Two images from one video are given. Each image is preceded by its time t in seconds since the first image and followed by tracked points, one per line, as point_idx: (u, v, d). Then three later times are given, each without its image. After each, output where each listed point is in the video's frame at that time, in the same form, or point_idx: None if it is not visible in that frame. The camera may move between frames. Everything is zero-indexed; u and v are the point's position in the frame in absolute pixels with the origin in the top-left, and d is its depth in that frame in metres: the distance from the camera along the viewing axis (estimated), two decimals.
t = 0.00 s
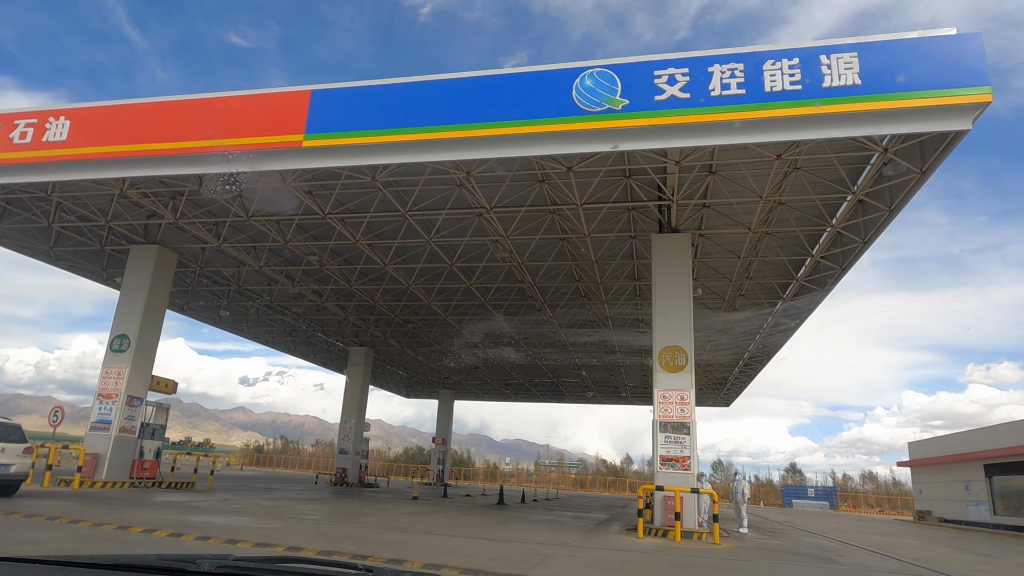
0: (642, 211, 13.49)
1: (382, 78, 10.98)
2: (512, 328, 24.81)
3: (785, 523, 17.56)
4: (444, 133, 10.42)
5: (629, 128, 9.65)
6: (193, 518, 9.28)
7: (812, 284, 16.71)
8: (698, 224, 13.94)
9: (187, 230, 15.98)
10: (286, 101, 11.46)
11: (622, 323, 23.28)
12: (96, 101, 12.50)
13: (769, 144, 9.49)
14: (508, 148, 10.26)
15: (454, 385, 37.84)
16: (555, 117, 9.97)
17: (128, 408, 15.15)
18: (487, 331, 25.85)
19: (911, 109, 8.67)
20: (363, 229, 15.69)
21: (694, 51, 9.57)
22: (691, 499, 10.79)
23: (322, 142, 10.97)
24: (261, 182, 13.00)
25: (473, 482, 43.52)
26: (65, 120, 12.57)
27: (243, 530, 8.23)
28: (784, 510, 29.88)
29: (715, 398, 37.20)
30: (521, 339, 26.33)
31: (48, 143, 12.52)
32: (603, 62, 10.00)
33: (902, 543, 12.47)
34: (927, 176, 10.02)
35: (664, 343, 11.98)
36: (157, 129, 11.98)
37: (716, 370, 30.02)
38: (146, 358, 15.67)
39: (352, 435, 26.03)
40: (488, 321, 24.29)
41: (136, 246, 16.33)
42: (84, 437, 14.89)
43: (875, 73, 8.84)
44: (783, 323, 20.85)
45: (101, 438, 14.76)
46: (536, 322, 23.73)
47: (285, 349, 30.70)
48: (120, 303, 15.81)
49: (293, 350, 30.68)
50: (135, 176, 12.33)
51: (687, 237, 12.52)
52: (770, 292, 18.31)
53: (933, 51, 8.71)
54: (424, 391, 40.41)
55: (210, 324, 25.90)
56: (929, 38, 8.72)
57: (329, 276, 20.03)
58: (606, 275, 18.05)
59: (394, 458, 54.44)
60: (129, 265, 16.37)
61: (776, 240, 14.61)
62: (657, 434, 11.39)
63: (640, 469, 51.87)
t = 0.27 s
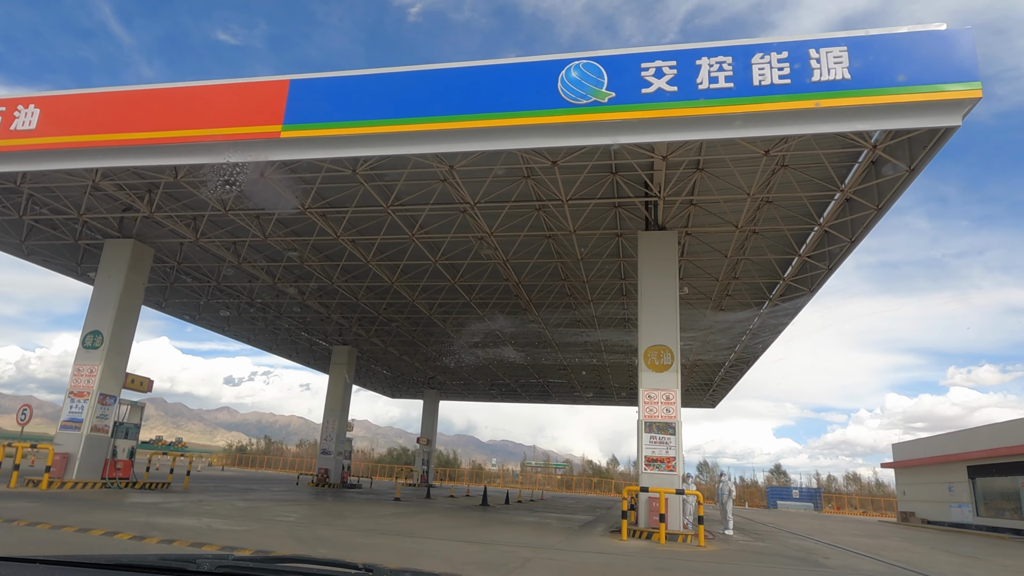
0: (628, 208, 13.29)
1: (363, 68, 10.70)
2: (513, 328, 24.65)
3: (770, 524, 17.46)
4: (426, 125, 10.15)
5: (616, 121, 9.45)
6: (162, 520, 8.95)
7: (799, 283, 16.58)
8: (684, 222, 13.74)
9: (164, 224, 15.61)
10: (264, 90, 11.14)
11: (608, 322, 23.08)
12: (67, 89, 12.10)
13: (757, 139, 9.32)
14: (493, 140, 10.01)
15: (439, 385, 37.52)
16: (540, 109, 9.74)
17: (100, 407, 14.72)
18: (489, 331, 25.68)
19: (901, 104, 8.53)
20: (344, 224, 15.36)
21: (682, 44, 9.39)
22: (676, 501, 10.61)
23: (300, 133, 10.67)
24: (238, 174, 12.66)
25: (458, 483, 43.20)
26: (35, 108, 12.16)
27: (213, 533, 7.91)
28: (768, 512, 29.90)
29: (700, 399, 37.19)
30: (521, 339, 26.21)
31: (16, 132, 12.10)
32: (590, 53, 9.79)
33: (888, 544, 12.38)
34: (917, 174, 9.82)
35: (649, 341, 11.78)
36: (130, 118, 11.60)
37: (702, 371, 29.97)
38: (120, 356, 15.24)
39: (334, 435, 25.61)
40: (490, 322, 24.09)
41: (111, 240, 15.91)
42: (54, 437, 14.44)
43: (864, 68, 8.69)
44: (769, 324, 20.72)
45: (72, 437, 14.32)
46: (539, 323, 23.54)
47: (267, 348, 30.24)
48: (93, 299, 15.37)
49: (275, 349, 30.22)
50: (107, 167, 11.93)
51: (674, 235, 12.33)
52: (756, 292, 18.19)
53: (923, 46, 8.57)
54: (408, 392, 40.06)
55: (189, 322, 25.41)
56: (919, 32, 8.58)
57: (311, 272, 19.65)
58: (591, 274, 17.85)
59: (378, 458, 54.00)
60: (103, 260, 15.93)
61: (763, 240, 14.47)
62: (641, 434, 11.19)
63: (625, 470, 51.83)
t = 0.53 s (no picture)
0: (608, 202, 13.04)
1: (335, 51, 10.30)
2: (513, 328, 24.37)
3: (749, 522, 17.37)
4: (398, 110, 9.78)
5: (594, 109, 9.17)
6: (117, 521, 8.51)
7: (779, 279, 16.43)
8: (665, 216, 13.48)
9: (129, 213, 15.05)
10: (231, 73, 10.69)
11: (587, 320, 22.84)
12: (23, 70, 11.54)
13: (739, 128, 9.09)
14: (468, 127, 9.67)
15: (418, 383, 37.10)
16: (517, 95, 9.42)
17: (61, 403, 14.13)
18: (490, 332, 25.46)
19: (884, 94, 8.36)
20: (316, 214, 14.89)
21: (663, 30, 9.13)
22: (654, 499, 10.37)
23: (268, 118, 10.24)
24: (205, 160, 12.18)
25: (438, 482, 42.80)
26: None
27: (166, 536, 7.49)
28: (747, 509, 29.94)
29: (680, 397, 37.17)
30: (521, 339, 25.91)
31: None
32: (569, 39, 9.49)
33: (867, 542, 12.28)
34: (898, 166, 9.63)
35: (628, 336, 11.52)
36: (89, 100, 11.08)
37: (681, 369, 29.91)
38: (82, 350, 14.66)
39: (309, 433, 25.06)
40: (490, 322, 23.87)
41: (72, 230, 15.30)
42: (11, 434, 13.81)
43: (848, 57, 8.50)
44: (749, 321, 20.59)
45: (30, 435, 13.72)
46: (538, 323, 23.36)
47: (242, 344, 29.60)
48: (54, 291, 14.76)
49: (250, 345, 29.59)
50: (64, 152, 11.39)
51: (654, 228, 12.07)
52: (737, 288, 18.07)
53: (908, 35, 8.40)
54: (387, 389, 39.59)
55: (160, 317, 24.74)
56: (903, 22, 8.41)
57: (284, 266, 19.13)
58: (570, 270, 17.50)
59: (357, 457, 53.37)
60: (65, 250, 15.31)
61: (743, 236, 14.34)
62: (620, 431, 10.94)
63: (606, 468, 51.79)
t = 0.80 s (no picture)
0: (587, 196, 12.75)
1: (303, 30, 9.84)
2: (512, 327, 24.19)
3: (726, 520, 17.27)
4: (368, 93, 9.36)
5: (572, 94, 8.86)
6: (63, 521, 8.06)
7: (759, 275, 16.22)
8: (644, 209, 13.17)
9: (90, 199, 14.44)
10: (193, 51, 10.18)
11: (565, 318, 22.48)
12: None
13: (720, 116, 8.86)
14: (441, 112, 9.30)
15: (395, 379, 36.61)
16: (492, 79, 9.07)
17: (14, 397, 13.49)
18: (490, 332, 25.24)
19: (868, 84, 8.17)
20: (286, 204, 14.35)
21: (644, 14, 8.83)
22: (630, 497, 10.13)
23: (232, 99, 9.77)
24: (169, 142, 11.67)
25: (415, 480, 42.34)
26: None
27: (113, 538, 7.07)
28: (724, 508, 29.98)
29: (659, 395, 37.11)
30: (520, 340, 25.72)
31: None
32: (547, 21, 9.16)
33: (845, 541, 12.18)
34: (881, 159, 9.42)
35: (606, 331, 11.24)
36: (42, 78, 10.51)
37: (660, 367, 29.81)
38: (38, 342, 14.02)
39: (282, 430, 24.47)
40: (490, 322, 23.62)
41: (29, 216, 14.63)
42: None
43: (832, 45, 8.28)
44: (727, 319, 20.41)
45: None
46: (537, 322, 23.17)
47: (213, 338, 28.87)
48: (8, 279, 14.08)
49: (221, 339, 28.87)
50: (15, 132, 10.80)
51: (633, 220, 11.79)
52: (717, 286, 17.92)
53: (892, 23, 8.21)
54: (364, 386, 39.03)
55: (126, 309, 23.98)
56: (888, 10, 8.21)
57: (253, 257, 18.71)
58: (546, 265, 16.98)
59: (333, 454, 52.68)
60: (21, 236, 14.62)
61: (724, 232, 14.15)
62: (596, 427, 10.66)
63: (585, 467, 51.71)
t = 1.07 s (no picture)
0: (567, 191, 12.48)
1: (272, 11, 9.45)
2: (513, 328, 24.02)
3: (705, 519, 17.18)
4: (340, 77, 9.00)
5: (552, 81, 8.59)
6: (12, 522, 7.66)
7: (741, 273, 15.82)
8: (625, 204, 12.90)
9: (52, 187, 13.86)
10: (157, 30, 9.73)
11: (547, 316, 21.91)
12: None
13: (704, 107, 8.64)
14: (416, 98, 8.97)
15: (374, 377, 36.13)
16: (469, 64, 8.76)
17: None
18: (491, 332, 24.99)
19: (852, 75, 8.00)
20: (257, 196, 13.66)
21: None
22: (608, 496, 9.91)
23: (197, 81, 9.35)
24: (133, 128, 11.19)
25: (395, 479, 41.90)
26: None
27: (62, 539, 6.69)
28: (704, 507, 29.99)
29: (640, 394, 37.04)
30: (521, 340, 25.52)
31: None
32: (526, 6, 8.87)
33: (824, 540, 12.09)
34: (864, 154, 9.25)
35: (585, 327, 10.99)
36: None
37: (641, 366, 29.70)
38: None
39: (256, 428, 23.92)
40: (491, 322, 23.32)
41: None
42: None
43: (816, 34, 8.10)
44: (708, 319, 20.24)
45: None
46: (539, 323, 22.92)
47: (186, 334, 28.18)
48: None
49: (194, 335, 28.19)
50: None
51: (613, 214, 11.53)
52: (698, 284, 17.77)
53: (877, 13, 8.04)
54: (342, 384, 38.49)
55: (95, 303, 23.26)
56: None
57: (226, 250, 17.95)
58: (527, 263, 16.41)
59: (311, 453, 52.01)
60: None
61: (706, 231, 13.96)
62: (575, 425, 10.40)
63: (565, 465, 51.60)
